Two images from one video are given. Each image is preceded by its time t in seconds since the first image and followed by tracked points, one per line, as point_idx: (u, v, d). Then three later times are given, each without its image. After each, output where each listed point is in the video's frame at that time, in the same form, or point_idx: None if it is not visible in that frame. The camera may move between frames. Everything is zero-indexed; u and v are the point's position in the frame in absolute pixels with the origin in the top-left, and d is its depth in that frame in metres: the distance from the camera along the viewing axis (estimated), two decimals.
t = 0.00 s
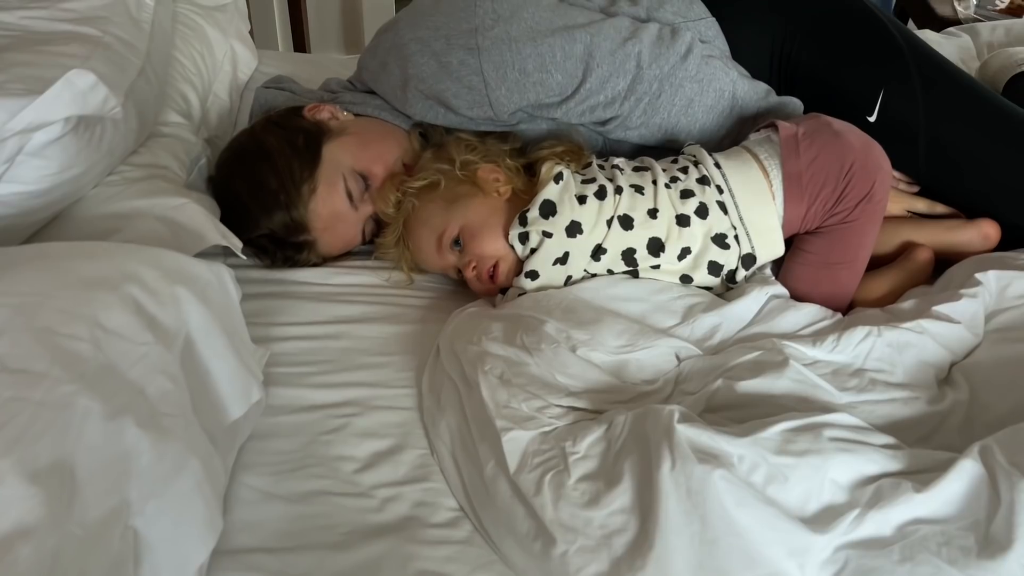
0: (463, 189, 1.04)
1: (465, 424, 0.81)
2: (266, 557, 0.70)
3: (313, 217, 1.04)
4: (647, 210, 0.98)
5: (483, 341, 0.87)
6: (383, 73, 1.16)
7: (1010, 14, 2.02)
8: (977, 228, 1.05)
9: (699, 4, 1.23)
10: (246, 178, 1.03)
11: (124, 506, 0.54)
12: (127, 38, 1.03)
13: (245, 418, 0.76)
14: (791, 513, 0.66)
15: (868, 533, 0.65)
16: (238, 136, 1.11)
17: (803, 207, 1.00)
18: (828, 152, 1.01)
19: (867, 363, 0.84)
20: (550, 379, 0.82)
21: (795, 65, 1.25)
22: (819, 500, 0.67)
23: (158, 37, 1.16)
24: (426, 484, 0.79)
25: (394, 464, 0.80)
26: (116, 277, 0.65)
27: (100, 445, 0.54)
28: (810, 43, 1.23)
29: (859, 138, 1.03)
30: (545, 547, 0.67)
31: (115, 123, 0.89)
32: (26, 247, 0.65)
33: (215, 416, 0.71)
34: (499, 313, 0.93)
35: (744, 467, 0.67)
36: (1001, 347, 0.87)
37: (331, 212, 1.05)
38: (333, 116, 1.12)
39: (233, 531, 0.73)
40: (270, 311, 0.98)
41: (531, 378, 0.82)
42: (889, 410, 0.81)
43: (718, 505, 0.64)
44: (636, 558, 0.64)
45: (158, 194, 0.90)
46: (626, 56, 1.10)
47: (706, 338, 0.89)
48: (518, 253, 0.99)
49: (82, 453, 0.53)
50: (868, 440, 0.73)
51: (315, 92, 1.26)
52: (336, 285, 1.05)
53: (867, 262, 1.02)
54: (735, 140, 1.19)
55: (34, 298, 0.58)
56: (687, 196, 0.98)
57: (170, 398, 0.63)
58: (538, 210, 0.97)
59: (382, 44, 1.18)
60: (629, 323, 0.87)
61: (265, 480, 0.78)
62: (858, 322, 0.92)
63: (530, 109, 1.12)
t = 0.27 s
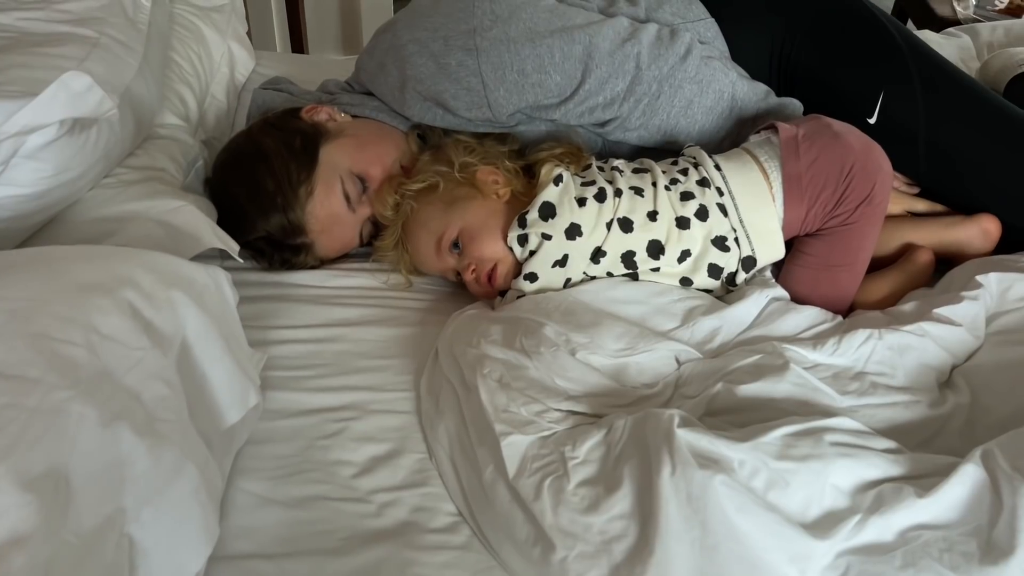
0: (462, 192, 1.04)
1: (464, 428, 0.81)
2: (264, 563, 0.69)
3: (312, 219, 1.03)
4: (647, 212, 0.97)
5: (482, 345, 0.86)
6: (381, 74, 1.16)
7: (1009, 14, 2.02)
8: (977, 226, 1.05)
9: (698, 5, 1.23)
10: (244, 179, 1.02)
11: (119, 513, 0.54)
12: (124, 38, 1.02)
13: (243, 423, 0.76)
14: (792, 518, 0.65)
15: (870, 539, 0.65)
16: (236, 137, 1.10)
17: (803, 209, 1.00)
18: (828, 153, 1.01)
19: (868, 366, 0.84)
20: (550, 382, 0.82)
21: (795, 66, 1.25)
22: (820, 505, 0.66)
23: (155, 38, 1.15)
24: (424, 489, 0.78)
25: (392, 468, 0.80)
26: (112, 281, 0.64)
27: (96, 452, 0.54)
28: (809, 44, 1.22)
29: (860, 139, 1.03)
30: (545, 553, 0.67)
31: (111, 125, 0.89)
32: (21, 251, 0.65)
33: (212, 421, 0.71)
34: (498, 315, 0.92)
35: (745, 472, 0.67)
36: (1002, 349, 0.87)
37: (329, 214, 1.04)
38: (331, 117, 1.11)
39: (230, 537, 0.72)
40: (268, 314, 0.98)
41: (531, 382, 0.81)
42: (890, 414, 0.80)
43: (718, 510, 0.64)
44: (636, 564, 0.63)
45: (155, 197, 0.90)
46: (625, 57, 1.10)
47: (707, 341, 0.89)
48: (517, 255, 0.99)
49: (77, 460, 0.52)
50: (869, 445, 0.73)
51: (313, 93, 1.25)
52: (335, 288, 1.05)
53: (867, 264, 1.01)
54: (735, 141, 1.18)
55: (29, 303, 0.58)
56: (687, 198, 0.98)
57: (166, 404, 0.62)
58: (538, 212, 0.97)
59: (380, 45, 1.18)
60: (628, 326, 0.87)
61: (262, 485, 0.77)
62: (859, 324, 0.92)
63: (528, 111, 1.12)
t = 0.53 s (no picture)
0: (466, 191, 1.03)
1: (470, 429, 0.80)
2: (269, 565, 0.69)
3: (314, 219, 1.02)
4: (652, 211, 0.97)
5: (487, 345, 0.85)
6: (383, 73, 1.15)
7: (1011, 12, 2.01)
8: (983, 225, 1.04)
9: (702, 3, 1.22)
10: (246, 179, 1.01)
11: (124, 516, 0.53)
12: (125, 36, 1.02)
13: (246, 424, 0.75)
14: (802, 519, 0.65)
15: (882, 541, 0.64)
16: (237, 136, 1.09)
17: (809, 208, 0.99)
18: (834, 151, 1.00)
19: (876, 365, 0.83)
20: (556, 383, 0.81)
21: (799, 64, 1.24)
22: (831, 507, 0.66)
23: (156, 37, 1.15)
24: (430, 490, 0.78)
25: (397, 469, 0.79)
26: (114, 281, 0.63)
27: (99, 454, 0.53)
28: (814, 42, 1.21)
29: (866, 137, 1.02)
30: (553, 555, 0.66)
31: (113, 124, 0.88)
32: (22, 251, 0.64)
33: (216, 422, 0.70)
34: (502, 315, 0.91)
35: (755, 473, 0.66)
36: (1011, 348, 0.86)
37: (332, 214, 1.03)
38: (333, 116, 1.11)
39: (234, 540, 0.71)
40: (271, 314, 0.97)
41: (537, 382, 0.81)
42: (899, 414, 0.80)
43: (728, 512, 0.63)
44: (645, 566, 0.63)
45: (157, 196, 0.89)
46: (629, 55, 1.09)
47: (713, 341, 0.88)
48: (521, 255, 0.98)
49: (81, 462, 0.51)
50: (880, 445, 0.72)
51: (315, 92, 1.25)
52: (338, 288, 1.04)
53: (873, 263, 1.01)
54: (739, 139, 1.18)
55: (32, 303, 0.57)
56: (692, 197, 0.97)
57: (170, 405, 0.62)
58: (542, 211, 0.96)
59: (383, 43, 1.17)
60: (634, 325, 0.86)
61: (266, 487, 0.76)
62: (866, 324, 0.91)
63: (532, 109, 1.11)
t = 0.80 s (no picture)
0: (467, 191, 1.02)
1: (474, 430, 0.79)
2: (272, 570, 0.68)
3: (315, 220, 1.02)
4: (656, 210, 0.96)
5: (491, 345, 0.85)
6: (384, 72, 1.14)
7: (1010, 9, 2.01)
8: (987, 223, 1.04)
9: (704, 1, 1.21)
10: (245, 179, 1.00)
11: (126, 522, 0.52)
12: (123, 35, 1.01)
13: (249, 427, 0.74)
14: (812, 521, 0.64)
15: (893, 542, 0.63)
16: (237, 136, 1.09)
17: (814, 206, 0.99)
18: (838, 150, 0.99)
19: (883, 365, 0.83)
20: (561, 383, 0.80)
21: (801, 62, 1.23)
22: (841, 508, 0.65)
23: (153, 36, 1.14)
24: (434, 493, 0.77)
25: (401, 472, 0.78)
26: (114, 282, 0.63)
27: (101, 458, 0.52)
28: (817, 40, 1.21)
29: (871, 135, 1.01)
30: (560, 558, 0.66)
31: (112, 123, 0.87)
32: (21, 253, 0.63)
33: (218, 425, 0.69)
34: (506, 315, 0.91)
35: (764, 474, 0.65)
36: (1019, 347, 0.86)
37: (332, 215, 1.02)
38: (333, 115, 1.10)
39: (236, 544, 0.70)
40: (272, 315, 0.96)
41: (542, 383, 0.80)
42: (907, 414, 0.79)
43: (737, 514, 0.62)
44: (654, 569, 0.62)
45: (156, 196, 0.88)
46: (631, 53, 1.08)
47: (719, 340, 0.87)
48: (524, 255, 0.97)
49: (83, 467, 0.51)
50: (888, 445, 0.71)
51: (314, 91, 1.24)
52: (339, 289, 1.03)
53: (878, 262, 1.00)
54: (742, 138, 1.17)
55: (32, 306, 0.56)
56: (696, 196, 0.97)
57: (172, 408, 0.61)
58: (545, 211, 0.95)
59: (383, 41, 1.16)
60: (639, 325, 0.86)
61: (269, 490, 0.75)
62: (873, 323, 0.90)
63: (533, 108, 1.10)
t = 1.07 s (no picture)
0: (468, 187, 1.01)
1: (477, 428, 0.79)
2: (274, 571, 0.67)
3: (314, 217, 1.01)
4: (658, 205, 0.95)
5: (493, 343, 0.84)
6: (382, 68, 1.13)
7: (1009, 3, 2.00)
8: (990, 216, 1.03)
9: None
10: (244, 176, 0.99)
11: (126, 524, 0.51)
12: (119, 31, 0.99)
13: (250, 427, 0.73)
14: (820, 518, 0.64)
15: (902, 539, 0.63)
16: (235, 132, 1.08)
17: (816, 201, 0.98)
18: (841, 144, 0.99)
19: (889, 360, 0.82)
20: (565, 381, 0.80)
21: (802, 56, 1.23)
22: (849, 505, 0.65)
23: (149, 32, 1.12)
24: (438, 492, 0.76)
25: (404, 471, 0.77)
26: (114, 281, 0.62)
27: (102, 460, 0.51)
28: (817, 34, 1.20)
29: (874, 129, 1.01)
30: (566, 558, 0.65)
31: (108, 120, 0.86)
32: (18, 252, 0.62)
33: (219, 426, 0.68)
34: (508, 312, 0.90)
35: (771, 471, 0.65)
36: None
37: (331, 212, 1.02)
38: (332, 112, 1.09)
39: (238, 545, 0.70)
40: (271, 314, 0.95)
41: (545, 380, 0.79)
42: (913, 409, 0.79)
43: (745, 511, 0.62)
44: (662, 568, 0.61)
45: (154, 194, 0.87)
46: (631, 47, 1.07)
47: (723, 337, 0.87)
48: (525, 252, 0.96)
49: (83, 469, 0.50)
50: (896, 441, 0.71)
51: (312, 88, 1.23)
52: (339, 287, 1.02)
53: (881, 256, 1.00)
54: (743, 132, 1.16)
55: (30, 305, 0.55)
56: (699, 191, 0.96)
57: (173, 409, 0.60)
58: (547, 207, 0.95)
59: (381, 37, 1.15)
60: (643, 321, 0.85)
61: (270, 491, 0.75)
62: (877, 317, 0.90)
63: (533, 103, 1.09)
